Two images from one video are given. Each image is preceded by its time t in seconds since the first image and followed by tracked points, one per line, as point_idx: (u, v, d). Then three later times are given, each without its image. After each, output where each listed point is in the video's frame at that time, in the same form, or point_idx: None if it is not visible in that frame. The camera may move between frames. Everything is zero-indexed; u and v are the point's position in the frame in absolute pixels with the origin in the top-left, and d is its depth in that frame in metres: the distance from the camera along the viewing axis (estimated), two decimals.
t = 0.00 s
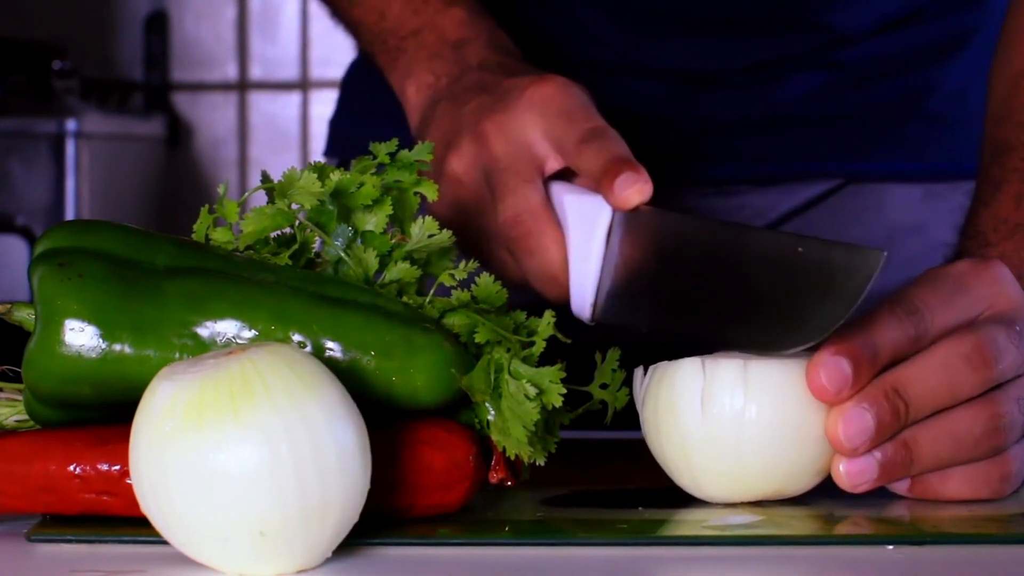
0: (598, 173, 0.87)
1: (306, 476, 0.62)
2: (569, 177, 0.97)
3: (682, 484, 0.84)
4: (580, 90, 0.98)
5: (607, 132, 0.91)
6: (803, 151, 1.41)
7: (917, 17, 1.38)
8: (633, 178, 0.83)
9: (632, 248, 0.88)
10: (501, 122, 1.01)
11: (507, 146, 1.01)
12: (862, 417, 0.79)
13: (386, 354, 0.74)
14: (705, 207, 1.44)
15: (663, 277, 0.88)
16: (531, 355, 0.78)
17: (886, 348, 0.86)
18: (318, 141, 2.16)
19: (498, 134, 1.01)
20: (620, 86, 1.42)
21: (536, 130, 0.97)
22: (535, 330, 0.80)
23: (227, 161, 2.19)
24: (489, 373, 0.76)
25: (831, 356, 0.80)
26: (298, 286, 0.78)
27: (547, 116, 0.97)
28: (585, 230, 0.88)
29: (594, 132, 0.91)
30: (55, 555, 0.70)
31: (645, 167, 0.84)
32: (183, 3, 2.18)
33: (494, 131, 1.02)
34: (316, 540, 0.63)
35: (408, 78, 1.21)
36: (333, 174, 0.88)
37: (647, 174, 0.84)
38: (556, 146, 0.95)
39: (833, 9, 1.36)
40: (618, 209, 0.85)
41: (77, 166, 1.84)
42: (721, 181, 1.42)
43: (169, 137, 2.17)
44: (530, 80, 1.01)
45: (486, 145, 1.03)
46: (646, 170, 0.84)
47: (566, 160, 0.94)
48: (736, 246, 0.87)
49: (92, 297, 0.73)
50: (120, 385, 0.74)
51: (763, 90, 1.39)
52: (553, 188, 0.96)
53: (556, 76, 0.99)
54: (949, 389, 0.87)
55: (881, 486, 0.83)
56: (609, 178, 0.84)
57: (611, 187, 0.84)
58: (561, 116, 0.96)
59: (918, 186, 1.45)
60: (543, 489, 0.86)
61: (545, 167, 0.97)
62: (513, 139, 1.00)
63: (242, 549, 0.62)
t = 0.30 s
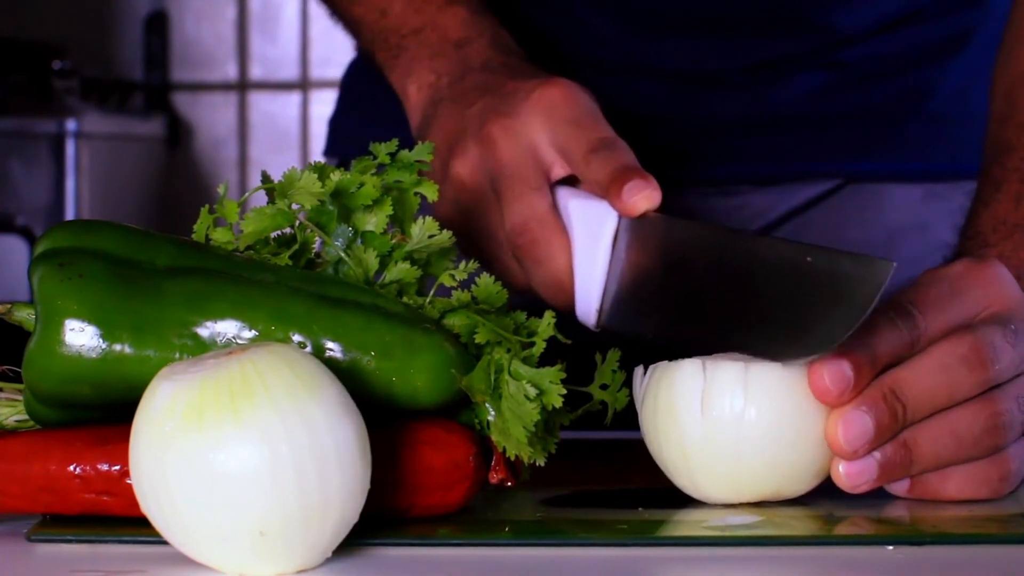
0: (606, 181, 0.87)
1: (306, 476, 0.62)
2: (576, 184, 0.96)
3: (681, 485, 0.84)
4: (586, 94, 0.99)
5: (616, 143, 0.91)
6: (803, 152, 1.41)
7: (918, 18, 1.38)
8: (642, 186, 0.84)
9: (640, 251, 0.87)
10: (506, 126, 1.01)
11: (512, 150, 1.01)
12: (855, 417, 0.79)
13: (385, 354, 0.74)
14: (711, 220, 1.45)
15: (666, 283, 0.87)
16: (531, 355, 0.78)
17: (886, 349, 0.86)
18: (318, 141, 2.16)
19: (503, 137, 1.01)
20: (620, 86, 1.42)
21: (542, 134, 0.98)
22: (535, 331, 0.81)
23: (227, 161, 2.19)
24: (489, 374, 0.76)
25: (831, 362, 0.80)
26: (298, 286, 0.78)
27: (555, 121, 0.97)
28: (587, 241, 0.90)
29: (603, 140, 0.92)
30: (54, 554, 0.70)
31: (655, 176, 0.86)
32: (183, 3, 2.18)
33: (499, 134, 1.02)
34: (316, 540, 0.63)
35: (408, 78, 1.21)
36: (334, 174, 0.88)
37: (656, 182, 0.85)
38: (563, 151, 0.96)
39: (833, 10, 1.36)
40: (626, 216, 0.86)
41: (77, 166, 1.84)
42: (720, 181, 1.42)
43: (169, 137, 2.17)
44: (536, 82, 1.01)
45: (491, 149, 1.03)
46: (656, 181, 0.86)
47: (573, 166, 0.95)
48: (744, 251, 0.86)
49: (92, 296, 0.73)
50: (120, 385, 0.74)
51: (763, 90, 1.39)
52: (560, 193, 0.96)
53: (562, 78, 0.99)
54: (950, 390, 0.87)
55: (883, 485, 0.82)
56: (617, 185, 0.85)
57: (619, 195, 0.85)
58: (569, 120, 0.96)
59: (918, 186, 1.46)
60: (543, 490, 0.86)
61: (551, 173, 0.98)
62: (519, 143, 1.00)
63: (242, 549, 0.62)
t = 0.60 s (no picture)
0: (619, 212, 0.92)
1: (306, 476, 0.62)
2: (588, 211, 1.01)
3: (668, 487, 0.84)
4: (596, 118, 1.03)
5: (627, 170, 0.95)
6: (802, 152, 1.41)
7: (916, 17, 1.38)
8: (656, 220, 0.89)
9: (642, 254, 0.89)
10: (514, 149, 1.05)
11: (524, 176, 1.05)
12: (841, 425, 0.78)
13: (385, 354, 0.74)
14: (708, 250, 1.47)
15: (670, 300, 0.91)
16: (531, 355, 0.78)
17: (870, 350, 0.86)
18: (318, 141, 2.16)
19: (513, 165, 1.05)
20: (619, 86, 1.42)
21: (551, 161, 1.02)
22: (535, 331, 0.81)
23: (227, 161, 2.19)
24: (489, 374, 0.76)
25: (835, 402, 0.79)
26: (298, 286, 0.78)
27: (565, 150, 1.01)
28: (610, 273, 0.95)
29: (615, 168, 0.96)
30: (54, 554, 0.70)
31: (668, 209, 0.90)
32: (183, 3, 2.18)
33: (507, 160, 1.06)
34: (316, 540, 0.63)
35: (404, 86, 1.22)
36: (334, 175, 0.88)
37: (669, 215, 0.90)
38: (573, 180, 1.00)
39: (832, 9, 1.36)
40: (640, 247, 0.91)
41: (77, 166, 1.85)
42: (720, 181, 1.42)
43: (169, 137, 2.17)
44: (544, 104, 1.04)
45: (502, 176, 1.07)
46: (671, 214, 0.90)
47: (583, 193, 0.99)
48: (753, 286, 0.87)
49: (92, 296, 0.73)
50: (120, 385, 0.74)
51: (762, 90, 1.39)
52: (570, 217, 1.01)
53: (571, 101, 1.03)
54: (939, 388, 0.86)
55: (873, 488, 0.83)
56: (631, 218, 0.90)
57: (635, 228, 0.89)
58: (579, 147, 0.99)
59: (917, 185, 1.47)
60: (543, 490, 0.86)
61: (562, 200, 1.02)
62: (529, 169, 1.04)
63: (242, 550, 0.62)
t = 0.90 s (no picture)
0: (620, 263, 0.92)
1: (306, 476, 0.62)
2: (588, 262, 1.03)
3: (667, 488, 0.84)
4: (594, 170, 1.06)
5: (626, 220, 0.97)
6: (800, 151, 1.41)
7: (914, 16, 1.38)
8: (659, 270, 0.88)
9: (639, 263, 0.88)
10: (515, 206, 1.09)
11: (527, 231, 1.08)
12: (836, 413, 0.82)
13: (386, 354, 0.74)
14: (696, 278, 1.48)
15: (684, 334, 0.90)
16: (531, 356, 0.78)
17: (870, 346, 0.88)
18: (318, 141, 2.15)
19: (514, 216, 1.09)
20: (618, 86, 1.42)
21: (552, 215, 1.05)
22: (535, 332, 0.80)
23: (227, 161, 2.17)
24: (489, 374, 0.76)
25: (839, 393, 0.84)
26: (298, 287, 0.78)
27: (564, 203, 1.04)
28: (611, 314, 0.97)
29: (613, 220, 0.97)
30: (54, 555, 0.70)
31: (672, 258, 0.90)
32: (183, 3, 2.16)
33: (506, 212, 1.09)
34: (315, 539, 0.63)
35: (404, 128, 1.21)
36: (334, 175, 0.88)
37: (673, 266, 0.89)
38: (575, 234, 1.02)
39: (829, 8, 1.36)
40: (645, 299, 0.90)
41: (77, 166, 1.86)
42: (718, 180, 1.42)
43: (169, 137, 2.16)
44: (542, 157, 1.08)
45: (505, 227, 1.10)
46: (673, 263, 0.89)
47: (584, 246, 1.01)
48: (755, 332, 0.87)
49: (92, 296, 0.73)
50: (120, 385, 0.74)
51: (760, 89, 1.39)
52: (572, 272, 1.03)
53: (570, 154, 1.07)
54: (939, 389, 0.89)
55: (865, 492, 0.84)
56: (634, 270, 0.89)
57: (637, 278, 0.89)
58: (578, 200, 1.03)
59: (914, 185, 1.47)
60: (543, 490, 0.86)
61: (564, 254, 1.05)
62: (528, 218, 1.08)
63: (243, 549, 0.62)
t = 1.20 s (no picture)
0: (622, 248, 0.90)
1: (306, 476, 0.62)
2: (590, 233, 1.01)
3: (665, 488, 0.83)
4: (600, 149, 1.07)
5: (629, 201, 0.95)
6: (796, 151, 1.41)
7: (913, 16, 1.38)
8: (662, 256, 0.87)
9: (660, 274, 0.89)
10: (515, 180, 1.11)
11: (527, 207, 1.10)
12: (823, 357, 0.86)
13: (386, 354, 0.74)
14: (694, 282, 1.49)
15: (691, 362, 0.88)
16: (531, 356, 0.77)
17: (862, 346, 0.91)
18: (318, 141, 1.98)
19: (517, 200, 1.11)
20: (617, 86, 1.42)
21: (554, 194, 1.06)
22: (535, 331, 0.80)
23: (226, 160, 2.00)
24: (489, 374, 0.76)
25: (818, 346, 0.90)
26: (298, 287, 0.78)
27: (567, 182, 1.05)
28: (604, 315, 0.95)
29: (614, 200, 0.96)
30: (54, 554, 0.70)
31: (675, 245, 0.88)
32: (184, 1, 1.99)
33: (512, 191, 1.12)
34: (315, 539, 0.63)
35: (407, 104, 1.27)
36: (334, 175, 0.88)
37: (675, 253, 0.88)
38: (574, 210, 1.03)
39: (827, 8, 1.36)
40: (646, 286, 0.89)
41: (77, 167, 1.90)
42: (715, 179, 1.43)
43: (169, 138, 1.99)
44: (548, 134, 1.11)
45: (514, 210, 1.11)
46: (675, 248, 0.88)
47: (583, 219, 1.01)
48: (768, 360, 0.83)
49: (92, 297, 0.73)
50: (120, 384, 0.74)
51: (757, 88, 1.39)
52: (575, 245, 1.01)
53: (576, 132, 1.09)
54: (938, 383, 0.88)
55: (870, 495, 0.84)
56: (636, 254, 0.88)
57: (639, 265, 0.88)
58: (581, 177, 1.03)
59: (909, 183, 1.46)
60: (543, 490, 0.86)
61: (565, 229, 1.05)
62: (532, 199, 1.09)
63: (242, 549, 0.62)
